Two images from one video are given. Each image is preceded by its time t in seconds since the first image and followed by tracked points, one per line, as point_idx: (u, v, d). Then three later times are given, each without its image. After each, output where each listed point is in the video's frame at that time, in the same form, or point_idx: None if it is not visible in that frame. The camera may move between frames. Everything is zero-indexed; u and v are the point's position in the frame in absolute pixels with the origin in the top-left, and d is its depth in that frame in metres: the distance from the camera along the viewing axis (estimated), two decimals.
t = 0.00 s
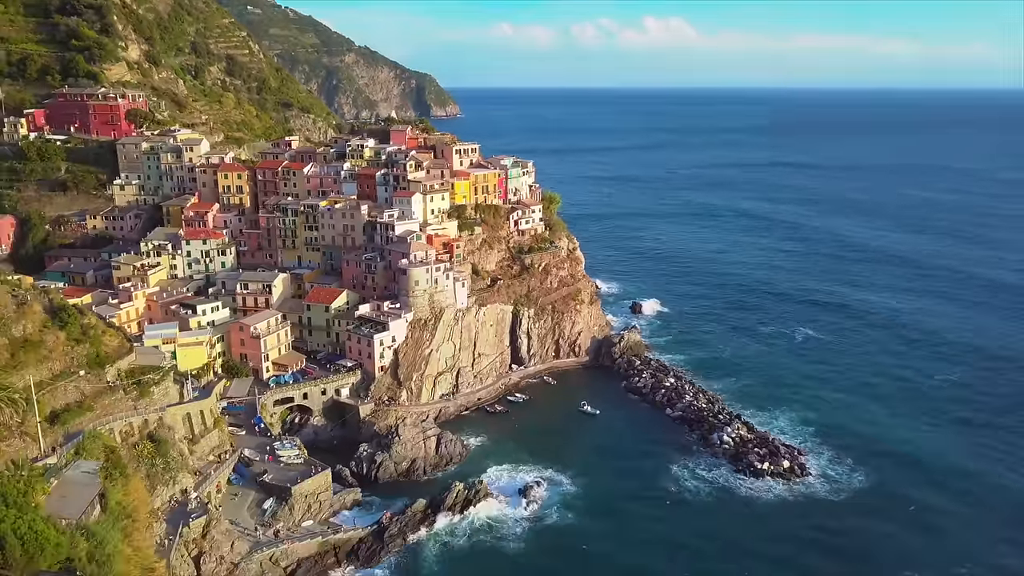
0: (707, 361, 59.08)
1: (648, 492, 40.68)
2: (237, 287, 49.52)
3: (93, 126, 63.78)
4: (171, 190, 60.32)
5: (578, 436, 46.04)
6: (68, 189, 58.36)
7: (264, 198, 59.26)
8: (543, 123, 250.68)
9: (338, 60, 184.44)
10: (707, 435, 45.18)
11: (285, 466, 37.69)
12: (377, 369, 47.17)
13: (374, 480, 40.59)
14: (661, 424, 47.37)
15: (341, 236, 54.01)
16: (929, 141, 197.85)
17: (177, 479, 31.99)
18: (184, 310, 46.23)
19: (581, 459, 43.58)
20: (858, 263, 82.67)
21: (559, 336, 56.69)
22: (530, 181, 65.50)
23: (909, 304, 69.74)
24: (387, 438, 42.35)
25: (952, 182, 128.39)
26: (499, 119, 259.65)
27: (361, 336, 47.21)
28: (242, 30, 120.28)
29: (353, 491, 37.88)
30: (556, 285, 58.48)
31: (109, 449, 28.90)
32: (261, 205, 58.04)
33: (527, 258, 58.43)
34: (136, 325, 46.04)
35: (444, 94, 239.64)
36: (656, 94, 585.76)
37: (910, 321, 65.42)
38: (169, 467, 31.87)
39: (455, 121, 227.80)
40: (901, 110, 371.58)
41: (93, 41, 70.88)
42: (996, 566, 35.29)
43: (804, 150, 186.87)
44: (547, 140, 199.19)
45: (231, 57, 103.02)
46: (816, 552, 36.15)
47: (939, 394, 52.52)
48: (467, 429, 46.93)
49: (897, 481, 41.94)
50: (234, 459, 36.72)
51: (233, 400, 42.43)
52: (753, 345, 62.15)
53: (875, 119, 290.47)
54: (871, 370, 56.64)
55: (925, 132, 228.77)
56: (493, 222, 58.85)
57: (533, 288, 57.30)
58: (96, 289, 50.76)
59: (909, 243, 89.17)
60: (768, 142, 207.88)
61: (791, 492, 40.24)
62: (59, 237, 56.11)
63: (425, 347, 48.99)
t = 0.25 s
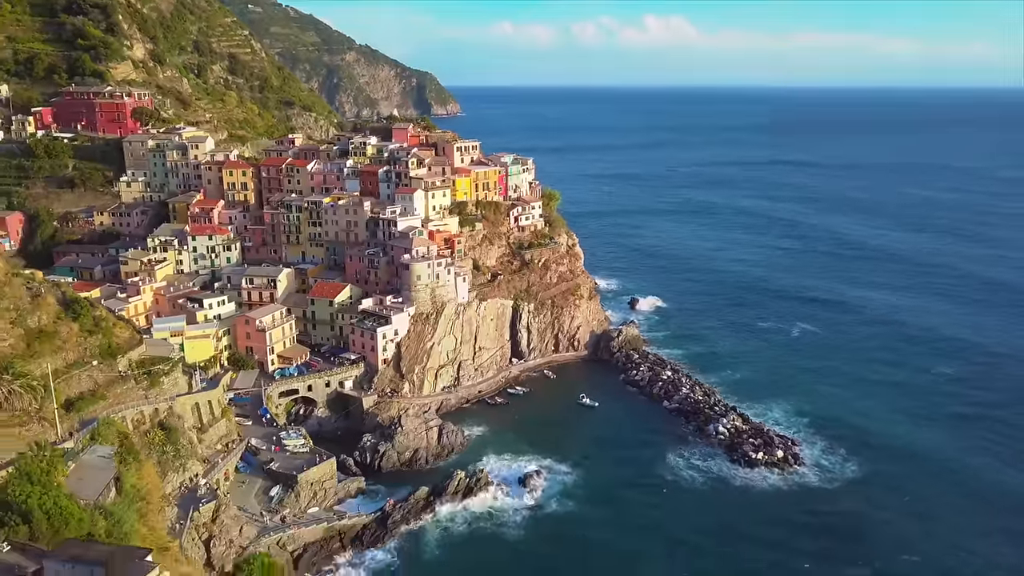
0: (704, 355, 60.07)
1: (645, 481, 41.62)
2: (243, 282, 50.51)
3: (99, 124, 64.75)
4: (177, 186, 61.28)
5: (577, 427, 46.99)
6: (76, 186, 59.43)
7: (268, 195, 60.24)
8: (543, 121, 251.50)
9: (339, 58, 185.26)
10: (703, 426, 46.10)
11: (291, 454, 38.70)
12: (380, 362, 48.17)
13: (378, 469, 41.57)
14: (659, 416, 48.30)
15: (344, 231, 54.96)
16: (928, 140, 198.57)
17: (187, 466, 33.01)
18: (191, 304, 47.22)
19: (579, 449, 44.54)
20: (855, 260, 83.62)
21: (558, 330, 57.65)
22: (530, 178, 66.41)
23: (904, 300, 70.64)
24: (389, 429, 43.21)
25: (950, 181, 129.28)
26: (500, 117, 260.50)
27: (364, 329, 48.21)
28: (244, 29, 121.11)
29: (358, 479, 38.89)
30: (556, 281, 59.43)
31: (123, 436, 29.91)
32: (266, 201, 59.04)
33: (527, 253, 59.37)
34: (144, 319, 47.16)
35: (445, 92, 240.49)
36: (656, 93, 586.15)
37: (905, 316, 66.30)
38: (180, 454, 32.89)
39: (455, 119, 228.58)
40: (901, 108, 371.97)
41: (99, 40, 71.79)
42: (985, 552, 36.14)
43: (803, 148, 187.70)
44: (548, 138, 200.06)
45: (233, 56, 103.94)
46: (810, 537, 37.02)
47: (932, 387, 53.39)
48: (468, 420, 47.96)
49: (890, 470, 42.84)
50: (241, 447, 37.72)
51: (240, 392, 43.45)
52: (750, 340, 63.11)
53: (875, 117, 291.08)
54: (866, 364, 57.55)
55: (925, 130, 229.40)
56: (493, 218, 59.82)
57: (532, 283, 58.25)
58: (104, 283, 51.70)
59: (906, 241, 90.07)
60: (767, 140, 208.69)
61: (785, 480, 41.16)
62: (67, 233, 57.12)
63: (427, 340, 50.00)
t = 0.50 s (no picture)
0: (701, 350, 61.01)
1: (641, 471, 42.44)
2: (248, 277, 51.48)
3: (106, 122, 65.75)
4: (182, 184, 62.26)
5: (576, 420, 47.90)
6: (83, 183, 60.42)
7: (273, 192, 61.24)
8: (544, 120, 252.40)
9: (340, 58, 186.32)
10: (699, 418, 46.97)
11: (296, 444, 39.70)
12: (383, 355, 49.21)
13: (380, 460, 42.50)
14: (656, 409, 49.18)
15: (347, 228, 55.96)
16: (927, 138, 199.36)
17: (196, 454, 34.01)
18: (198, 298, 48.24)
19: (578, 440, 45.41)
20: (852, 258, 84.49)
21: (558, 325, 58.60)
22: (530, 175, 67.37)
23: (900, 296, 71.53)
24: (392, 420, 44.23)
25: (948, 179, 130.19)
26: (500, 116, 261.46)
27: (367, 323, 49.27)
28: (246, 28, 122.15)
29: (361, 469, 39.87)
30: (556, 276, 60.39)
31: (135, 423, 30.87)
32: (270, 198, 60.07)
33: (527, 250, 60.36)
34: (152, 313, 48.18)
35: (445, 91, 241.52)
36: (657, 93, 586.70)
37: (900, 311, 67.17)
38: (189, 443, 33.90)
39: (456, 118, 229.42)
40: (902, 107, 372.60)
41: (105, 39, 72.84)
42: (976, 536, 36.87)
43: (802, 147, 188.60)
44: (548, 137, 201.00)
45: (235, 55, 104.98)
46: (804, 521, 37.82)
47: (927, 379, 54.07)
48: (469, 412, 48.97)
49: (882, 459, 43.54)
50: (248, 437, 38.72)
51: (246, 384, 44.48)
52: (747, 335, 63.97)
53: (875, 116, 291.86)
54: (860, 358, 58.40)
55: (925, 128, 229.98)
56: (494, 215, 60.83)
57: (532, 279, 59.23)
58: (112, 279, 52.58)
59: (902, 238, 90.93)
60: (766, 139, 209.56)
61: (779, 469, 42.05)
62: (75, 229, 58.06)
63: (428, 335, 51.01)
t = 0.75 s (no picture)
0: (698, 345, 62.05)
1: (638, 460, 43.39)
2: (253, 272, 52.45)
3: (112, 121, 66.77)
4: (188, 181, 63.26)
5: (574, 412, 48.89)
6: (90, 181, 61.36)
7: (276, 189, 62.24)
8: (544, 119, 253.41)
9: (341, 57, 187.38)
10: (695, 410, 47.96)
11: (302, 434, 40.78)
12: (386, 349, 50.28)
13: (383, 450, 43.52)
14: (653, 401, 50.16)
15: (350, 224, 56.94)
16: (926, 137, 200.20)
17: (205, 442, 35.04)
18: (204, 293, 49.30)
19: (576, 432, 46.39)
20: (848, 256, 85.45)
21: (557, 320, 59.62)
22: (530, 173, 68.37)
23: (895, 293, 72.48)
24: (395, 412, 45.30)
25: (945, 178, 131.11)
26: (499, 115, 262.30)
27: (370, 318, 50.32)
28: (248, 28, 123.15)
29: (365, 459, 40.87)
30: (555, 273, 61.41)
31: (147, 411, 31.92)
32: (274, 196, 61.12)
33: (527, 246, 61.35)
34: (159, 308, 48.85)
35: (446, 90, 242.38)
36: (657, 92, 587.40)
37: (895, 308, 68.13)
38: (198, 432, 34.93)
39: (456, 117, 230.40)
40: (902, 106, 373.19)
41: (110, 39, 73.89)
42: (964, 523, 37.83)
43: (801, 146, 189.51)
44: (548, 136, 201.98)
45: (237, 54, 105.89)
46: (797, 508, 38.78)
47: (919, 373, 55.03)
48: (470, 405, 50.02)
49: (874, 450, 44.52)
50: (255, 427, 39.76)
51: (252, 376, 45.62)
52: (743, 330, 64.98)
53: (874, 115, 292.70)
54: (855, 353, 59.37)
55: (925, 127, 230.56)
56: (494, 212, 61.79)
57: (532, 275, 60.23)
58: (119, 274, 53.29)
59: (899, 236, 91.88)
60: (765, 138, 210.43)
61: (773, 459, 43.05)
62: (82, 226, 59.06)
63: (430, 329, 52.04)
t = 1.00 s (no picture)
0: (695, 340, 63.06)
1: (635, 450, 44.36)
2: (258, 268, 53.43)
3: (118, 119, 67.83)
4: (193, 178, 64.24)
5: (573, 404, 49.90)
6: (96, 178, 62.18)
7: (280, 186, 63.28)
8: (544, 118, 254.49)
9: (342, 56, 188.50)
10: (691, 403, 48.95)
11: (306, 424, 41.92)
12: (388, 342, 51.39)
13: (386, 441, 44.56)
14: (650, 394, 51.16)
15: (353, 221, 57.96)
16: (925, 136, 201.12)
17: (213, 431, 36.10)
18: (211, 288, 50.33)
19: (574, 423, 47.39)
20: (845, 253, 86.40)
21: (556, 315, 60.68)
22: (530, 170, 69.40)
23: (890, 289, 73.42)
24: (398, 403, 46.38)
25: (943, 176, 131.98)
26: (500, 114, 263.37)
27: (373, 312, 51.36)
28: (250, 27, 124.24)
29: (368, 449, 41.90)
30: (554, 268, 62.46)
31: (158, 399, 32.99)
32: (278, 193, 62.17)
33: (527, 242, 62.37)
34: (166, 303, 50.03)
35: (446, 89, 243.44)
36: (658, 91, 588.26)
37: (891, 303, 68.97)
38: (207, 421, 35.98)
39: (457, 116, 231.41)
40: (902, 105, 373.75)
41: (116, 39, 74.98)
42: (952, 511, 38.76)
43: (800, 144, 190.52)
44: (548, 135, 202.99)
45: (239, 53, 106.91)
46: (789, 496, 39.72)
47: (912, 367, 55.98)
48: (471, 397, 51.10)
49: (865, 442, 45.48)
50: (261, 418, 40.80)
51: (258, 368, 46.79)
52: (740, 326, 65.96)
53: (874, 114, 293.62)
54: (850, 348, 60.25)
55: (924, 126, 231.31)
56: (495, 209, 62.77)
57: (532, 271, 61.27)
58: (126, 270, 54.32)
59: (896, 233, 92.75)
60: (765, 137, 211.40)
61: (768, 449, 43.99)
62: (90, 223, 59.99)
63: (431, 323, 53.11)
